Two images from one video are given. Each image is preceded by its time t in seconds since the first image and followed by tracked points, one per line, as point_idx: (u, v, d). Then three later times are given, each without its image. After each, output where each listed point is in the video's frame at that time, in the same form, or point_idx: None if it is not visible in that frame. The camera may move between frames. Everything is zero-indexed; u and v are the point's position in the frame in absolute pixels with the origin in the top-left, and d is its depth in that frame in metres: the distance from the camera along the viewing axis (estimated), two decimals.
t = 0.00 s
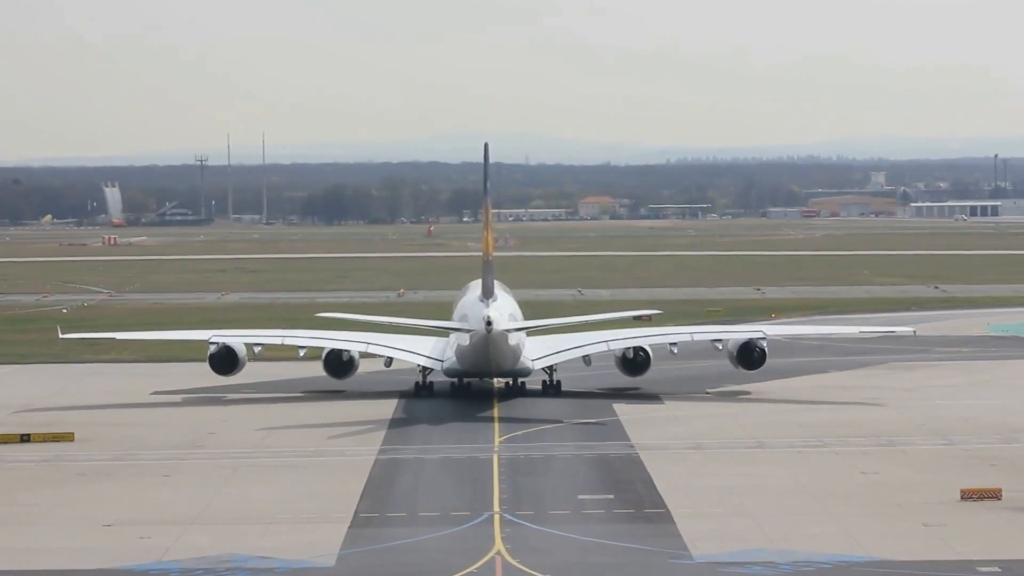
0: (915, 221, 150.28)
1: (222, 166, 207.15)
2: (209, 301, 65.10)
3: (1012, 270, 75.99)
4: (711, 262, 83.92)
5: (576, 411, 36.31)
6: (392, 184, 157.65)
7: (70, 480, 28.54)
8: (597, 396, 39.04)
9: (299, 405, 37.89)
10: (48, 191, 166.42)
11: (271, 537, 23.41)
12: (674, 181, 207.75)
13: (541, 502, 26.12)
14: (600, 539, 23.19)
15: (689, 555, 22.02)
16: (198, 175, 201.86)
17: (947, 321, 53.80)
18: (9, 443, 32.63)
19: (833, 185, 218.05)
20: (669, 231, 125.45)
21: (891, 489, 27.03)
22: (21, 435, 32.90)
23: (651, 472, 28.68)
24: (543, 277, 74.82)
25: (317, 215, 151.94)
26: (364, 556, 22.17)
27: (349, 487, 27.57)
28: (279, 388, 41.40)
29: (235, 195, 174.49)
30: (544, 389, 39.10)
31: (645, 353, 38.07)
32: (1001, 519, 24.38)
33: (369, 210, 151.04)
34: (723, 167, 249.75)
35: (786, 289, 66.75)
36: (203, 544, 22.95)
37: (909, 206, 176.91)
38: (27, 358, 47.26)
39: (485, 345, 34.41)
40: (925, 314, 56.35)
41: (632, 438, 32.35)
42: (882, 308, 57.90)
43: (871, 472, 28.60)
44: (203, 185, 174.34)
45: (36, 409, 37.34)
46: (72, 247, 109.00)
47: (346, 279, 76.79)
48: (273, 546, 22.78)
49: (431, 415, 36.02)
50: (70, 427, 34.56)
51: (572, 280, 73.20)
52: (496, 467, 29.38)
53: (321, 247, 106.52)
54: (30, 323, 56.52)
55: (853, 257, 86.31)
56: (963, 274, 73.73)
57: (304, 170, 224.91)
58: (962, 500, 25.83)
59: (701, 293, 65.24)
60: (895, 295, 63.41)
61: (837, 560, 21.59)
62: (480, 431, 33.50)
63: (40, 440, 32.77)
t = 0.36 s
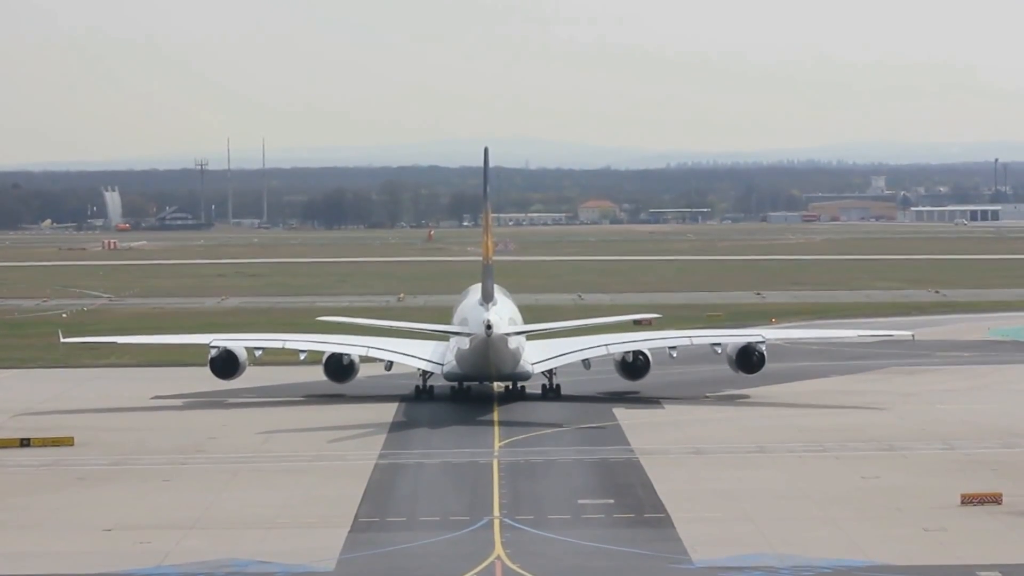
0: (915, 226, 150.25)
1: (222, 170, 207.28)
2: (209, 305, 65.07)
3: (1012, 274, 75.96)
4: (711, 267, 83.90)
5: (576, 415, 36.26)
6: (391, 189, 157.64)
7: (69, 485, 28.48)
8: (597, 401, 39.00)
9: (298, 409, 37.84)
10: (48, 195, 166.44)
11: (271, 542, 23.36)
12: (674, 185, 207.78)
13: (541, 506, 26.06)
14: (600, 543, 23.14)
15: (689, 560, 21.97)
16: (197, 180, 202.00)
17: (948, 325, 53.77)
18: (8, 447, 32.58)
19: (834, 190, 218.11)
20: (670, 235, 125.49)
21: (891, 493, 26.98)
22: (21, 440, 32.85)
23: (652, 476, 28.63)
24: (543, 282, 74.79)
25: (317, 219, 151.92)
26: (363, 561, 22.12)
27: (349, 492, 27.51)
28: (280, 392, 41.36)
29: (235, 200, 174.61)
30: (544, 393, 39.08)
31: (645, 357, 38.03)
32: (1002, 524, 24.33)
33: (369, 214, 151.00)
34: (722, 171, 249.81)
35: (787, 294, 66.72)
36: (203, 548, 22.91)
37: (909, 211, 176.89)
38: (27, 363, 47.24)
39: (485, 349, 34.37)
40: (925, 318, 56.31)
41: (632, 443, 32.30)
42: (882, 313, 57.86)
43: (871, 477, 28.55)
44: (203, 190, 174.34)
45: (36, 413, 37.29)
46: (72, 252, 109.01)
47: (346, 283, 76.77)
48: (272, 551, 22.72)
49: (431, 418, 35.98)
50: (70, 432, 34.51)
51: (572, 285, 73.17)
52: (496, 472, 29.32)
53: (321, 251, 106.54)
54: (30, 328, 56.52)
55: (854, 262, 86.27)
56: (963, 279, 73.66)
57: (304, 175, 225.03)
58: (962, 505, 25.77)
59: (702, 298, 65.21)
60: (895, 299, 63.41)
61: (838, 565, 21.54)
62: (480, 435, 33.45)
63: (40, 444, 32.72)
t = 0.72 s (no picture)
0: (916, 231, 150.32)
1: (222, 175, 207.38)
2: (209, 310, 65.04)
3: (1012, 279, 75.98)
4: (711, 271, 83.92)
5: (576, 420, 36.25)
6: (391, 194, 157.75)
7: (69, 490, 28.44)
8: (596, 405, 39.02)
9: (299, 414, 37.86)
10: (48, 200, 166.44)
11: (271, 547, 23.36)
12: (674, 190, 207.92)
13: (541, 511, 26.04)
14: (600, 548, 23.14)
15: (689, 565, 21.96)
16: (197, 185, 202.09)
17: (948, 331, 53.75)
18: (7, 452, 32.56)
19: (834, 195, 218.30)
20: (669, 240, 125.48)
21: (891, 498, 26.99)
22: (20, 445, 32.80)
23: (652, 482, 28.58)
24: (543, 287, 74.82)
25: (317, 224, 151.86)
26: (363, 566, 22.10)
27: (349, 497, 27.47)
28: (280, 397, 41.31)
29: (235, 205, 174.75)
30: (544, 398, 39.10)
31: (644, 361, 38.04)
32: (1002, 530, 24.32)
33: (369, 219, 150.98)
34: (722, 176, 249.87)
35: (787, 298, 66.70)
36: (203, 553, 22.90)
37: (909, 216, 176.93)
38: (27, 368, 47.25)
39: (485, 353, 34.35)
40: (926, 323, 56.29)
41: (632, 448, 32.26)
42: (882, 318, 57.85)
43: (871, 482, 28.54)
44: (203, 195, 174.42)
45: (35, 419, 37.23)
46: (71, 257, 108.92)
47: (346, 288, 76.81)
48: (272, 556, 22.70)
49: (431, 423, 35.97)
50: (70, 437, 34.47)
51: (572, 289, 73.16)
52: (496, 477, 29.28)
53: (321, 256, 106.53)
54: (31, 332, 56.52)
55: (853, 266, 86.31)
56: (963, 284, 73.66)
57: (304, 180, 225.02)
58: (962, 510, 25.78)
59: (702, 302, 65.24)
60: (896, 304, 63.41)
61: (838, 570, 21.52)
62: (480, 439, 33.39)
63: (39, 449, 32.69)
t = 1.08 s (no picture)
0: (914, 235, 150.40)
1: (221, 180, 207.49)
2: (209, 315, 65.19)
3: (1011, 284, 76.08)
4: (710, 276, 84.00)
5: (575, 424, 36.36)
6: (391, 199, 158.04)
7: (69, 495, 28.55)
8: (595, 409, 39.08)
9: (299, 418, 37.94)
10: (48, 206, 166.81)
11: (271, 551, 23.43)
12: (673, 195, 208.14)
13: (540, 516, 26.11)
14: (599, 553, 23.21)
15: (687, 569, 22.05)
16: (196, 191, 202.20)
17: (946, 335, 53.87)
18: (7, 457, 32.64)
19: (833, 199, 218.39)
20: (668, 245, 125.67)
21: (889, 503, 27.08)
22: (21, 449, 32.92)
23: (651, 486, 28.66)
24: (542, 292, 74.89)
25: (317, 229, 152.08)
26: (363, 570, 22.18)
27: (349, 501, 27.55)
28: (280, 401, 41.42)
29: (235, 210, 174.91)
30: (543, 402, 39.18)
31: (643, 365, 38.12)
32: (1000, 534, 24.42)
33: (369, 224, 151.22)
34: (720, 181, 249.98)
35: (786, 303, 66.87)
36: (203, 558, 22.99)
37: (908, 220, 177.21)
38: (27, 373, 47.32)
39: (485, 357, 34.44)
40: (925, 328, 56.38)
41: (631, 453, 32.34)
42: (881, 322, 57.94)
43: (870, 486, 28.63)
44: (203, 201, 174.71)
45: (35, 423, 37.36)
46: (72, 262, 109.19)
47: (346, 293, 76.87)
48: (272, 561, 22.79)
49: (430, 427, 36.07)
50: (71, 442, 34.58)
51: (571, 294, 73.31)
52: (496, 481, 29.36)
53: (321, 261, 106.75)
54: (30, 337, 56.62)
55: (852, 271, 86.44)
56: (962, 289, 73.72)
57: (303, 185, 225.09)
58: (961, 515, 25.87)
59: (701, 307, 65.34)
60: (895, 309, 63.52)
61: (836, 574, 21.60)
62: (479, 443, 33.49)
63: (39, 454, 32.77)
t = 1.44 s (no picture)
0: (913, 240, 150.60)
1: (221, 186, 207.75)
2: (209, 321, 65.28)
3: (1010, 289, 76.25)
4: (709, 282, 84.12)
5: (574, 429, 36.45)
6: (391, 205, 158.32)
7: (69, 500, 28.61)
8: (594, 414, 39.20)
9: (298, 423, 38.01)
10: (49, 212, 167.03)
11: (272, 557, 23.53)
12: (673, 200, 208.49)
13: (539, 521, 26.18)
14: (598, 558, 23.31)
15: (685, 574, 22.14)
16: (196, 197, 202.41)
17: (945, 340, 53.99)
18: (7, 463, 32.73)
19: (831, 205, 218.72)
20: (668, 250, 125.98)
21: (888, 508, 27.17)
22: (21, 455, 32.99)
23: (650, 492, 28.72)
24: (541, 297, 75.03)
25: (317, 235, 152.30)
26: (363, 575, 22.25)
27: (348, 507, 27.61)
28: (280, 407, 41.49)
29: (235, 216, 175.14)
30: (542, 406, 39.29)
31: (641, 370, 38.21)
32: (998, 538, 24.49)
33: (368, 229, 151.46)
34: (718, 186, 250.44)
35: (784, 308, 67.02)
36: (203, 563, 23.06)
37: (906, 225, 177.56)
38: (28, 379, 47.43)
39: (483, 362, 34.53)
40: (923, 333, 56.48)
41: (630, 458, 32.41)
42: (879, 327, 58.06)
43: (868, 491, 28.70)
44: (203, 207, 174.93)
45: (36, 429, 37.43)
46: (72, 268, 109.32)
47: (346, 299, 77.00)
48: (272, 566, 22.87)
49: (430, 432, 36.15)
50: (71, 448, 34.64)
51: (570, 299, 73.45)
52: (495, 487, 29.41)
53: (320, 267, 106.93)
54: (31, 343, 56.72)
55: (850, 276, 86.59)
56: (961, 293, 73.89)
57: (303, 191, 225.24)
58: (958, 519, 25.95)
59: (700, 313, 65.46)
60: (894, 314, 63.63)
61: None
62: (478, 448, 33.57)
63: (39, 460, 32.86)
